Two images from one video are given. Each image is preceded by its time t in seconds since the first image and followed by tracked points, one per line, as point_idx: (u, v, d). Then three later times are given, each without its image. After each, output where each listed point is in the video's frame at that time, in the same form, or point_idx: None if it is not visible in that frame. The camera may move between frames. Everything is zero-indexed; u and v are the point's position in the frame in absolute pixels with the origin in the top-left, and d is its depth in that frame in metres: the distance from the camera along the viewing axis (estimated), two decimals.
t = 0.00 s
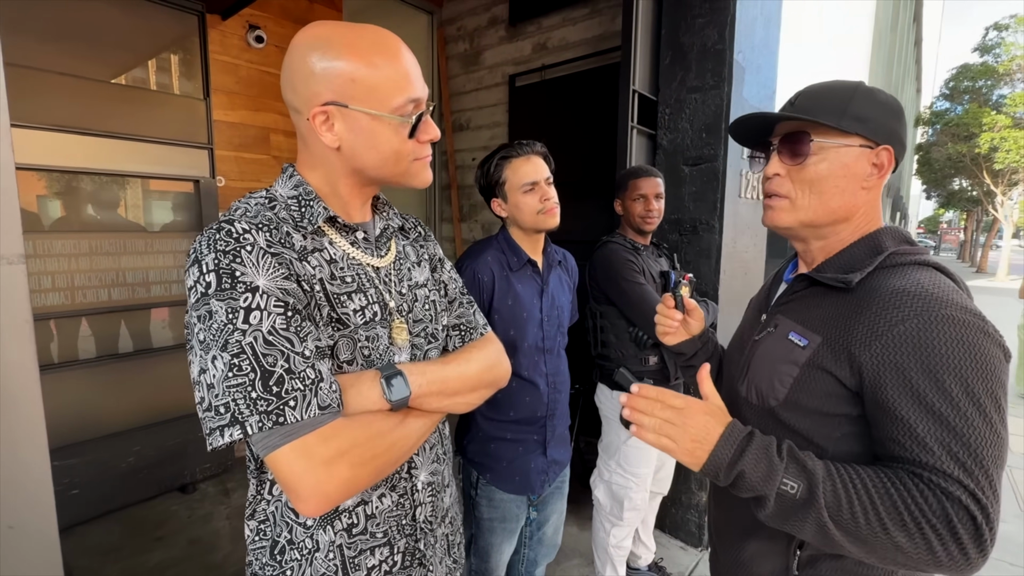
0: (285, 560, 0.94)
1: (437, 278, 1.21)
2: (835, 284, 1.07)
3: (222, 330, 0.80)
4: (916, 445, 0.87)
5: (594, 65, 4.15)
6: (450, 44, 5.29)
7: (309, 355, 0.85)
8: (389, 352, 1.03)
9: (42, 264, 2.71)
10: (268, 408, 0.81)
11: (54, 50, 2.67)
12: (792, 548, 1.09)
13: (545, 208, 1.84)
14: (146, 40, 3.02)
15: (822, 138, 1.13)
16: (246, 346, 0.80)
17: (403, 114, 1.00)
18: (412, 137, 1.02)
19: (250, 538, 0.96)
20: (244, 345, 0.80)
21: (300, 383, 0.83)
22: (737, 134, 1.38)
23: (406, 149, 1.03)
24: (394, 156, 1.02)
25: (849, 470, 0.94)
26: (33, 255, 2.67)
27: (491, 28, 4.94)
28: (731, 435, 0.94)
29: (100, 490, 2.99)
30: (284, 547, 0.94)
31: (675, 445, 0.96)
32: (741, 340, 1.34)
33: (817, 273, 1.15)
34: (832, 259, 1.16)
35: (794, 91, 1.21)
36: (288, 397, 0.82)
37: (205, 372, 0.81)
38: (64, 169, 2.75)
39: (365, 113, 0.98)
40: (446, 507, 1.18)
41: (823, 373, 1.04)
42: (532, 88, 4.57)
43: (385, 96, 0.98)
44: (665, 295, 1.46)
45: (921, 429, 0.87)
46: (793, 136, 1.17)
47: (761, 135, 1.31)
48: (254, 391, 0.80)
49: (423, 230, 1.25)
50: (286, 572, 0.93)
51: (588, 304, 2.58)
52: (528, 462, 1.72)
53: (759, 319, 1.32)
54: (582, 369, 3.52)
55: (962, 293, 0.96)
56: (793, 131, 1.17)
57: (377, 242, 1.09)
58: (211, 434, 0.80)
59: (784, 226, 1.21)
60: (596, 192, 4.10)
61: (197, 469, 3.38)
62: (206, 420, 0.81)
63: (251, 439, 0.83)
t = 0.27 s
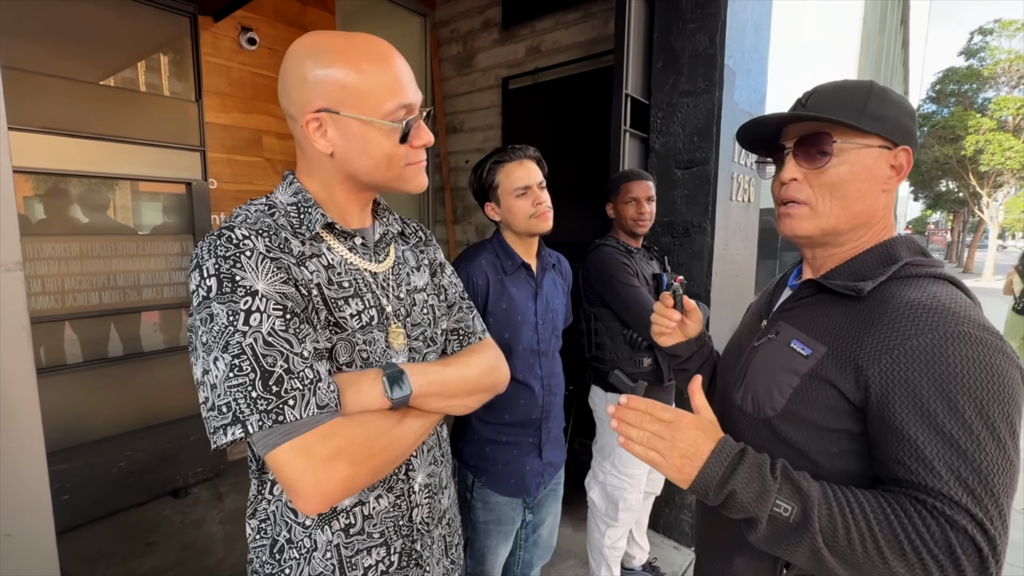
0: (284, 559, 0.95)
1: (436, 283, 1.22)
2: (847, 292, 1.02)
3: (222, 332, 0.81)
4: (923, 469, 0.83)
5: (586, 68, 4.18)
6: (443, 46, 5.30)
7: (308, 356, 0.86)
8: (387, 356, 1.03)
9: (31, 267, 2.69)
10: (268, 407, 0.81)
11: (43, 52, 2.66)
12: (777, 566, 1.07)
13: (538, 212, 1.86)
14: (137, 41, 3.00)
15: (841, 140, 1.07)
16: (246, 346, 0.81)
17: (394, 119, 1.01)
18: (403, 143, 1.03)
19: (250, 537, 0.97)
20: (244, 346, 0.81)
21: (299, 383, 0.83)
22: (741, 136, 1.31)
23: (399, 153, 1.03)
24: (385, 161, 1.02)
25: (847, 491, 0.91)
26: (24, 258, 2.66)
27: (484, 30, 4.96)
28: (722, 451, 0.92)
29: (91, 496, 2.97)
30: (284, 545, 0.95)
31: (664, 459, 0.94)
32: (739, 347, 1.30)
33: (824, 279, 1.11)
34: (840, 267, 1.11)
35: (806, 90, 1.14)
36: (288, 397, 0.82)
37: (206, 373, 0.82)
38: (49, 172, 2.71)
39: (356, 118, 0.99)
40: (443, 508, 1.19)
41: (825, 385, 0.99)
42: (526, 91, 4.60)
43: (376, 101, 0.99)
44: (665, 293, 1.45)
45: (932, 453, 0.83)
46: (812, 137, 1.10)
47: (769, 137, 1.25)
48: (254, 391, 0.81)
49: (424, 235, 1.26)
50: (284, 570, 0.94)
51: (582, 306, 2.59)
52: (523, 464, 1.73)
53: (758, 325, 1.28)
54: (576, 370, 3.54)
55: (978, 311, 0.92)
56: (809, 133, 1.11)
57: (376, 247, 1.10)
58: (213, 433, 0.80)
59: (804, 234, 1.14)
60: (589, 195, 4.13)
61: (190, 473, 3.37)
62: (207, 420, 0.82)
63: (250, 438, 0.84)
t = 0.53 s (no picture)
0: (284, 568, 0.94)
1: (438, 287, 1.22)
2: (859, 304, 0.98)
3: (226, 333, 0.82)
4: (939, 494, 0.79)
5: (583, 71, 4.20)
6: (441, 48, 5.32)
7: (309, 358, 0.87)
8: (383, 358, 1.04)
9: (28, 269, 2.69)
10: (269, 407, 0.82)
11: (40, 55, 2.66)
12: None
13: (537, 214, 1.87)
14: (134, 43, 3.00)
15: (853, 142, 1.06)
16: (249, 347, 0.82)
17: (389, 123, 1.02)
18: (399, 146, 1.03)
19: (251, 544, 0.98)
20: (248, 347, 0.82)
21: (300, 384, 0.84)
22: (749, 136, 1.30)
23: (395, 156, 1.04)
24: (382, 165, 1.03)
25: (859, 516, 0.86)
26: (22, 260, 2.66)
27: (481, 33, 4.97)
28: (728, 477, 0.87)
29: (87, 499, 2.96)
30: (284, 555, 0.94)
31: (667, 484, 0.88)
32: (740, 355, 1.30)
33: (834, 288, 1.08)
34: (849, 275, 1.09)
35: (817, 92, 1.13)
36: (288, 397, 0.83)
37: (209, 373, 0.82)
38: (44, 174, 2.70)
39: (351, 123, 1.00)
40: (443, 509, 1.19)
41: (832, 400, 0.95)
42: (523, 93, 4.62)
43: (371, 106, 1.00)
44: (665, 298, 1.44)
45: (949, 476, 0.78)
46: (822, 139, 1.09)
47: (777, 138, 1.23)
48: (257, 391, 0.81)
49: (426, 239, 1.27)
50: None
51: (579, 308, 2.60)
52: (522, 467, 1.74)
53: (760, 334, 1.28)
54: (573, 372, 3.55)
55: (996, 327, 0.88)
56: (821, 134, 1.10)
57: (376, 252, 1.11)
58: (214, 432, 0.81)
59: (811, 240, 1.12)
60: (585, 196, 4.15)
61: (187, 475, 3.36)
62: (208, 420, 0.82)
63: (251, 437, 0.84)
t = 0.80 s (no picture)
0: (285, 567, 0.93)
1: (433, 284, 1.22)
2: (863, 309, 0.99)
3: (239, 328, 0.82)
4: (941, 506, 0.78)
5: (581, 72, 4.22)
6: (439, 50, 5.32)
7: (322, 351, 0.88)
8: (382, 357, 1.04)
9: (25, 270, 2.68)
10: (289, 398, 0.82)
11: (37, 56, 2.66)
12: None
13: (537, 215, 1.87)
14: (132, 45, 3.00)
15: (860, 143, 1.06)
16: (265, 341, 0.82)
17: (384, 126, 1.02)
18: (394, 149, 1.04)
19: (251, 542, 0.96)
20: (263, 340, 0.82)
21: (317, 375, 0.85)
22: (755, 134, 1.30)
23: (389, 159, 1.04)
24: (379, 168, 1.03)
25: (859, 527, 0.86)
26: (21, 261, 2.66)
27: (479, 35, 4.98)
28: (724, 486, 0.87)
29: (84, 501, 2.95)
30: (286, 554, 0.93)
31: (662, 493, 0.89)
32: (740, 359, 1.31)
33: (838, 294, 1.08)
34: (855, 279, 1.08)
35: (825, 92, 1.13)
36: (306, 388, 0.84)
37: (222, 367, 0.81)
38: (41, 176, 2.70)
39: (347, 125, 1.00)
40: (442, 507, 1.20)
41: (833, 408, 0.95)
42: (521, 95, 4.64)
43: (367, 107, 1.00)
44: (664, 301, 1.44)
45: (951, 488, 0.78)
46: (829, 139, 1.09)
47: (783, 137, 1.23)
48: (275, 383, 0.82)
49: (421, 237, 1.28)
50: None
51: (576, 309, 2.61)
52: (521, 470, 1.75)
53: (763, 338, 1.28)
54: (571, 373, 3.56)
55: (1003, 335, 0.87)
56: (828, 135, 1.10)
57: (375, 252, 1.11)
58: (229, 425, 0.80)
59: (816, 240, 1.12)
60: (583, 198, 4.16)
61: (184, 477, 3.35)
62: (222, 417, 0.82)
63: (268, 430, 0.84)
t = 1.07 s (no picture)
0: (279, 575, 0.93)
1: (430, 288, 1.23)
2: (862, 311, 0.99)
3: (219, 337, 0.82)
4: (939, 509, 0.78)
5: (580, 74, 4.23)
6: (438, 52, 5.34)
7: (302, 363, 0.88)
8: (377, 359, 1.04)
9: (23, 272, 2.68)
10: (264, 411, 0.82)
11: (36, 58, 2.66)
12: None
13: (538, 216, 1.87)
14: (130, 46, 3.00)
15: (860, 145, 1.06)
16: (242, 353, 0.82)
17: (381, 126, 1.02)
18: (390, 150, 1.04)
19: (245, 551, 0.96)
20: (240, 352, 0.82)
21: (293, 388, 0.85)
22: (756, 136, 1.30)
23: (385, 160, 1.04)
24: (373, 168, 1.03)
25: (857, 529, 0.86)
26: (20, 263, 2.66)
27: (478, 36, 5.00)
28: (718, 488, 0.88)
29: (83, 503, 2.94)
30: (279, 563, 0.93)
31: (657, 493, 0.89)
32: (741, 360, 1.31)
33: (837, 295, 1.08)
34: (857, 281, 1.08)
35: (825, 93, 1.14)
36: (282, 401, 0.84)
37: (202, 376, 0.82)
38: (39, 177, 2.70)
39: (343, 125, 1.00)
40: (440, 509, 1.19)
41: (833, 410, 0.96)
42: (519, 97, 4.65)
43: (363, 108, 1.00)
44: (664, 303, 1.44)
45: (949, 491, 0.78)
46: (829, 140, 1.09)
47: (784, 138, 1.24)
48: (251, 395, 0.82)
49: (418, 240, 1.27)
50: None
51: (576, 310, 2.60)
52: (520, 473, 1.74)
53: (763, 339, 1.28)
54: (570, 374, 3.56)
55: (1003, 338, 0.87)
56: (828, 136, 1.10)
57: (370, 253, 1.11)
58: (206, 435, 0.81)
59: (816, 241, 1.12)
60: (582, 199, 4.16)
61: (183, 480, 3.35)
62: (203, 424, 0.82)
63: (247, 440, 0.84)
